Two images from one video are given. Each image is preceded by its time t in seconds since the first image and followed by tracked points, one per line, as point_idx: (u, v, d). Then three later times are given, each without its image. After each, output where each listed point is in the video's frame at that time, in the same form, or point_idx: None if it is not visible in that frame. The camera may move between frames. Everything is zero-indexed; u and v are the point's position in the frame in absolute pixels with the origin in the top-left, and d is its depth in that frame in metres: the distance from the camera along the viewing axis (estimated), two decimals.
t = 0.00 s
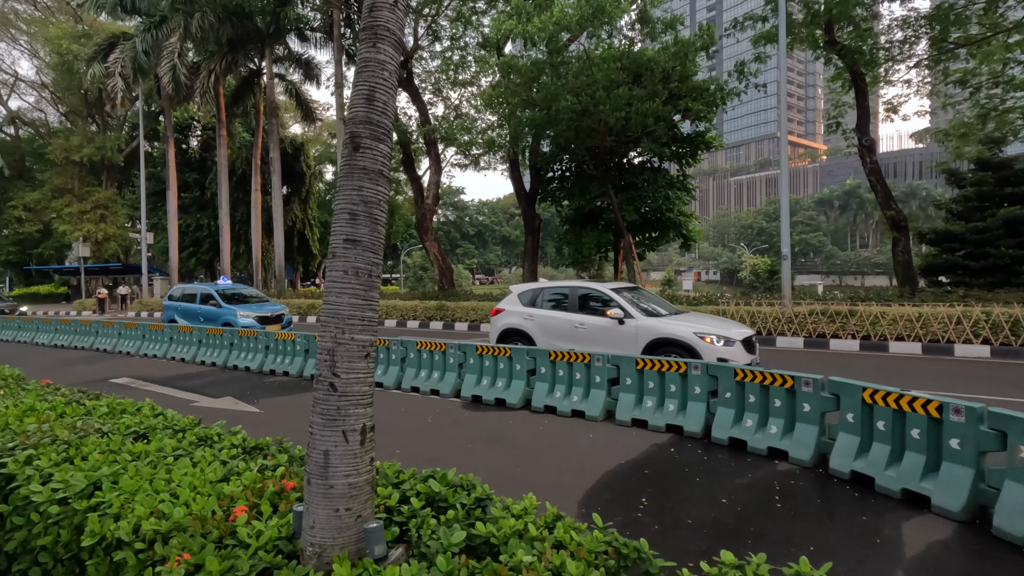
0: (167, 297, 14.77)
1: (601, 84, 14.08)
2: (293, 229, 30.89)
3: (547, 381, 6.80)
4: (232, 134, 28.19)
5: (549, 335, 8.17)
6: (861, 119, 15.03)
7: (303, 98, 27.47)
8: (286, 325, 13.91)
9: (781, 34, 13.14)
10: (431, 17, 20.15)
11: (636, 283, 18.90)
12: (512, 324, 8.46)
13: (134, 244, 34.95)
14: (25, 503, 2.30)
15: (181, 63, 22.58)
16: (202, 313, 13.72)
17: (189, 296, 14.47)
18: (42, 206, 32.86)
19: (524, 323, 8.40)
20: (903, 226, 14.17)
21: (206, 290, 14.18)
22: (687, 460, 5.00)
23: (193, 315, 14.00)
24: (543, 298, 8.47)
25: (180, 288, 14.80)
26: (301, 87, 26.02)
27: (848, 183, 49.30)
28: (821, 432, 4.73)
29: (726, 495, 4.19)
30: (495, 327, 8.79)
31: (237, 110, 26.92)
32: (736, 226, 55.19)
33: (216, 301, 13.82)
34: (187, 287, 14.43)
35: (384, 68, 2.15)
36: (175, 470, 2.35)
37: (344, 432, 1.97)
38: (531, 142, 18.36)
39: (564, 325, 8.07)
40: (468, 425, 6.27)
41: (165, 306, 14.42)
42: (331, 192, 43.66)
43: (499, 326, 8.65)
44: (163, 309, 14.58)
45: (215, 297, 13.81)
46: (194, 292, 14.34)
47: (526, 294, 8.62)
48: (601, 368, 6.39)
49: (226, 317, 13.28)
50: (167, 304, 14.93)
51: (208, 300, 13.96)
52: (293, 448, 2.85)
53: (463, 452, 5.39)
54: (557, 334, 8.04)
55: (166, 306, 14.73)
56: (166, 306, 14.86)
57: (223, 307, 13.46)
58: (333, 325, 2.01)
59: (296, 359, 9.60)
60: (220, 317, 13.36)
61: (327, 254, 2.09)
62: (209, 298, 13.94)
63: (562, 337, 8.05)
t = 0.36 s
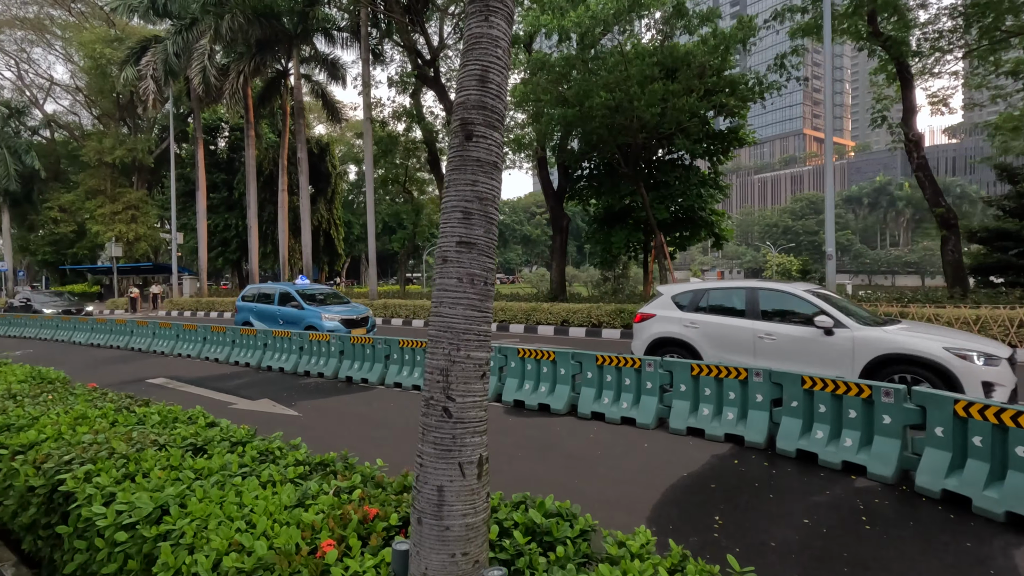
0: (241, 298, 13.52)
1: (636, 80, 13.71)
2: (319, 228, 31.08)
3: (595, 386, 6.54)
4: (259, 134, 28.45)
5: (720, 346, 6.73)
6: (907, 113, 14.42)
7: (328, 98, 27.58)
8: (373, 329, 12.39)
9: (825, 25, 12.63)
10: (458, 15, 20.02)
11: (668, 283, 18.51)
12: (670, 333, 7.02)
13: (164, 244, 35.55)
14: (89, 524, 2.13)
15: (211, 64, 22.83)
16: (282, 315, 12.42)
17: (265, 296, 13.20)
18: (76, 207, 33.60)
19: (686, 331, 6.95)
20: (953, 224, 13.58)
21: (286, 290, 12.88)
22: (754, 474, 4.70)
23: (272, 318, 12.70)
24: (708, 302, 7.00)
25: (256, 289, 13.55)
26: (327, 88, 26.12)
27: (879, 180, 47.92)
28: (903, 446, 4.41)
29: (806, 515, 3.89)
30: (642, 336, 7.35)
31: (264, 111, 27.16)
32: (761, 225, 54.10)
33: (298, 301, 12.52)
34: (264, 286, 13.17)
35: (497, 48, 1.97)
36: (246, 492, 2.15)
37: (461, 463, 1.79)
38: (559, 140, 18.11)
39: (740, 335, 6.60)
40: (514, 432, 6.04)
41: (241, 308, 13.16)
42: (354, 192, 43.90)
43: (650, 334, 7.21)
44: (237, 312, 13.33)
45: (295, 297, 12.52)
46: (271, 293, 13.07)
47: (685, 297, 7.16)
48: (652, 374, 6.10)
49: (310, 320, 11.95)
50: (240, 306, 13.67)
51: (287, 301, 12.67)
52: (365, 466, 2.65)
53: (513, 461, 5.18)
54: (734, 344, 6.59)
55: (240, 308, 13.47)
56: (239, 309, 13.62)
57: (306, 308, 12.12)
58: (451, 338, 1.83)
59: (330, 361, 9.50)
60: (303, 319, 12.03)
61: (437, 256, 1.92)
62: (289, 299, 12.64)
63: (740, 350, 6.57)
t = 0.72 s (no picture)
0: (321, 297, 12.70)
1: (672, 72, 13.37)
2: (345, 227, 31.27)
3: (644, 388, 6.33)
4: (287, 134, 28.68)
5: (967, 360, 5.14)
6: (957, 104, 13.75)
7: (354, 97, 27.70)
8: (468, 332, 11.54)
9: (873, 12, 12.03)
10: (485, 11, 19.82)
11: (700, 282, 18.11)
12: (882, 341, 5.56)
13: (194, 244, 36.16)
14: (165, 533, 1.98)
15: (241, 64, 23.09)
16: (371, 315, 11.65)
17: (349, 295, 12.38)
18: (110, 207, 34.31)
19: (909, 340, 5.45)
20: (1007, 221, 12.97)
21: (373, 288, 12.08)
22: (829, 482, 4.43)
23: (359, 318, 11.90)
24: (937, 303, 5.48)
25: (337, 287, 12.72)
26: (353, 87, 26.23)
27: (911, 176, 46.46)
28: (996, 455, 4.09)
29: (896, 528, 3.62)
30: (840, 345, 5.89)
31: (292, 110, 27.37)
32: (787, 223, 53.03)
33: (387, 300, 11.74)
34: (348, 285, 12.36)
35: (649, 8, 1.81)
36: (330, 502, 1.99)
37: (615, 483, 1.66)
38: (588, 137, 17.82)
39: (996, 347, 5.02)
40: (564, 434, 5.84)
41: (323, 307, 12.32)
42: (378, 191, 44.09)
43: (852, 343, 5.76)
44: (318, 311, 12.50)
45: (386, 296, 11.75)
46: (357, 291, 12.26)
47: (903, 297, 5.65)
48: (707, 375, 5.87)
49: (404, 320, 11.16)
50: (320, 305, 12.83)
51: (376, 299, 11.90)
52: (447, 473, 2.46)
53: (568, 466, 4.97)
54: (990, 358, 5.01)
55: (321, 307, 12.63)
56: (319, 308, 12.80)
57: (399, 308, 11.34)
58: (602, 334, 1.68)
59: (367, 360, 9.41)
60: (396, 320, 11.25)
61: (581, 241, 1.76)
62: (378, 297, 11.86)
63: (995, 365, 5.00)
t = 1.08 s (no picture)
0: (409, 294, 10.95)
1: (711, 62, 12.96)
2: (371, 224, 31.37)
3: (696, 389, 6.01)
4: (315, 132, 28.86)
5: None
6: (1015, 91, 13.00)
7: (380, 94, 27.74)
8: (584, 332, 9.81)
9: None
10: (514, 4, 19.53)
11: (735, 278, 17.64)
12: None
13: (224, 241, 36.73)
14: (228, 551, 1.80)
15: (270, 63, 23.21)
16: (473, 315, 9.85)
17: (443, 292, 10.61)
18: (143, 205, 35.02)
19: None
20: None
21: (473, 284, 10.31)
22: (913, 494, 4.07)
23: (457, 318, 10.11)
24: None
25: (427, 283, 10.95)
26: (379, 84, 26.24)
27: (949, 170, 44.78)
28: None
29: (1001, 550, 3.27)
30: None
31: (319, 108, 27.48)
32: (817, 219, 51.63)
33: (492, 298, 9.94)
34: (443, 280, 10.61)
35: None
36: (410, 521, 1.77)
37: (812, 524, 1.64)
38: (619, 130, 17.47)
39: None
40: (613, 437, 5.57)
41: (414, 305, 10.59)
42: (403, 188, 44.24)
43: None
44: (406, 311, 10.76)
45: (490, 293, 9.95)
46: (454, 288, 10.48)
47: None
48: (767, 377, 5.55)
49: (515, 321, 9.35)
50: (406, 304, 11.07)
51: (477, 297, 10.09)
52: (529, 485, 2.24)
53: (623, 472, 4.71)
54: None
55: (409, 306, 10.87)
56: (405, 307, 11.03)
57: (508, 307, 9.53)
58: (793, 335, 1.65)
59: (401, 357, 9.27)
60: (505, 320, 9.44)
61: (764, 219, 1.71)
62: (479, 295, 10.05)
63: None
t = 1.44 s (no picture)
0: (519, 295, 9.67)
1: (757, 49, 12.40)
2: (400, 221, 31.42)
3: (760, 395, 5.62)
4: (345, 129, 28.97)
5: None
6: None
7: (409, 90, 27.66)
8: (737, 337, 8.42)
9: None
10: None
11: (778, 275, 16.97)
12: None
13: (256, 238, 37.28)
14: None
15: (302, 60, 23.28)
16: (606, 318, 8.57)
17: (562, 292, 9.32)
18: (179, 203, 35.74)
19: None
20: None
21: (601, 282, 8.95)
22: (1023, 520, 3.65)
23: (584, 322, 8.83)
24: None
25: (539, 282, 9.69)
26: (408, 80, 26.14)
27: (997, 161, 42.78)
28: None
29: None
30: None
31: (349, 105, 27.54)
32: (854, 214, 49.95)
33: (628, 299, 8.61)
34: (562, 279, 9.34)
35: None
36: None
37: None
38: (655, 122, 16.96)
39: None
40: (673, 446, 5.24)
41: (529, 307, 9.31)
42: (430, 185, 44.30)
43: None
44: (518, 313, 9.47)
45: (625, 292, 8.64)
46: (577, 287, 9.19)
47: None
48: (840, 385, 5.13)
49: (663, 326, 8.00)
50: (513, 305, 9.79)
51: (609, 297, 8.78)
52: (632, 523, 1.92)
53: (688, 484, 4.37)
54: None
55: (520, 308, 9.58)
56: (513, 309, 9.73)
57: (652, 309, 8.19)
58: None
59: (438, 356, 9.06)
60: (649, 324, 8.12)
61: None
62: (612, 295, 8.73)
63: None
